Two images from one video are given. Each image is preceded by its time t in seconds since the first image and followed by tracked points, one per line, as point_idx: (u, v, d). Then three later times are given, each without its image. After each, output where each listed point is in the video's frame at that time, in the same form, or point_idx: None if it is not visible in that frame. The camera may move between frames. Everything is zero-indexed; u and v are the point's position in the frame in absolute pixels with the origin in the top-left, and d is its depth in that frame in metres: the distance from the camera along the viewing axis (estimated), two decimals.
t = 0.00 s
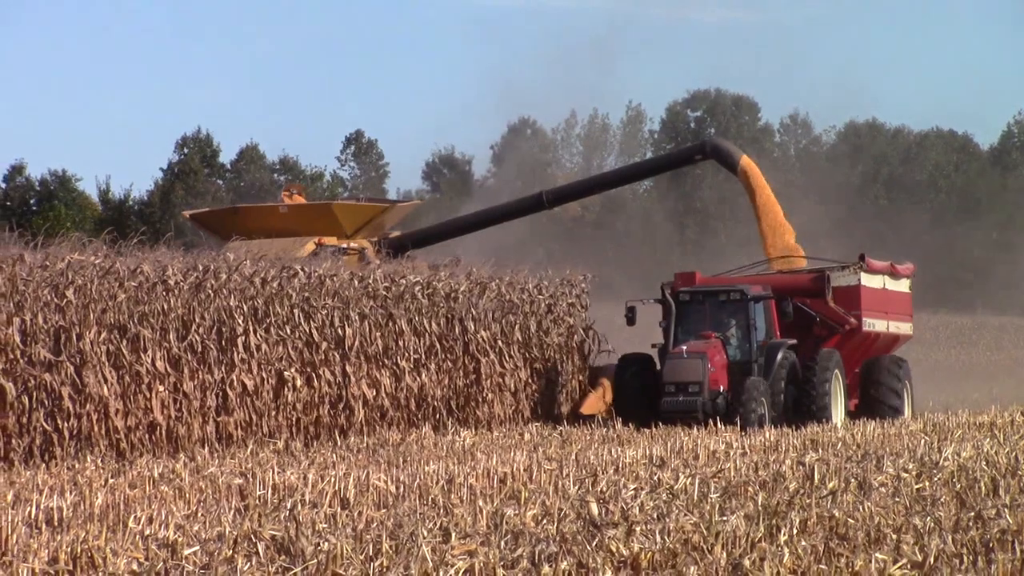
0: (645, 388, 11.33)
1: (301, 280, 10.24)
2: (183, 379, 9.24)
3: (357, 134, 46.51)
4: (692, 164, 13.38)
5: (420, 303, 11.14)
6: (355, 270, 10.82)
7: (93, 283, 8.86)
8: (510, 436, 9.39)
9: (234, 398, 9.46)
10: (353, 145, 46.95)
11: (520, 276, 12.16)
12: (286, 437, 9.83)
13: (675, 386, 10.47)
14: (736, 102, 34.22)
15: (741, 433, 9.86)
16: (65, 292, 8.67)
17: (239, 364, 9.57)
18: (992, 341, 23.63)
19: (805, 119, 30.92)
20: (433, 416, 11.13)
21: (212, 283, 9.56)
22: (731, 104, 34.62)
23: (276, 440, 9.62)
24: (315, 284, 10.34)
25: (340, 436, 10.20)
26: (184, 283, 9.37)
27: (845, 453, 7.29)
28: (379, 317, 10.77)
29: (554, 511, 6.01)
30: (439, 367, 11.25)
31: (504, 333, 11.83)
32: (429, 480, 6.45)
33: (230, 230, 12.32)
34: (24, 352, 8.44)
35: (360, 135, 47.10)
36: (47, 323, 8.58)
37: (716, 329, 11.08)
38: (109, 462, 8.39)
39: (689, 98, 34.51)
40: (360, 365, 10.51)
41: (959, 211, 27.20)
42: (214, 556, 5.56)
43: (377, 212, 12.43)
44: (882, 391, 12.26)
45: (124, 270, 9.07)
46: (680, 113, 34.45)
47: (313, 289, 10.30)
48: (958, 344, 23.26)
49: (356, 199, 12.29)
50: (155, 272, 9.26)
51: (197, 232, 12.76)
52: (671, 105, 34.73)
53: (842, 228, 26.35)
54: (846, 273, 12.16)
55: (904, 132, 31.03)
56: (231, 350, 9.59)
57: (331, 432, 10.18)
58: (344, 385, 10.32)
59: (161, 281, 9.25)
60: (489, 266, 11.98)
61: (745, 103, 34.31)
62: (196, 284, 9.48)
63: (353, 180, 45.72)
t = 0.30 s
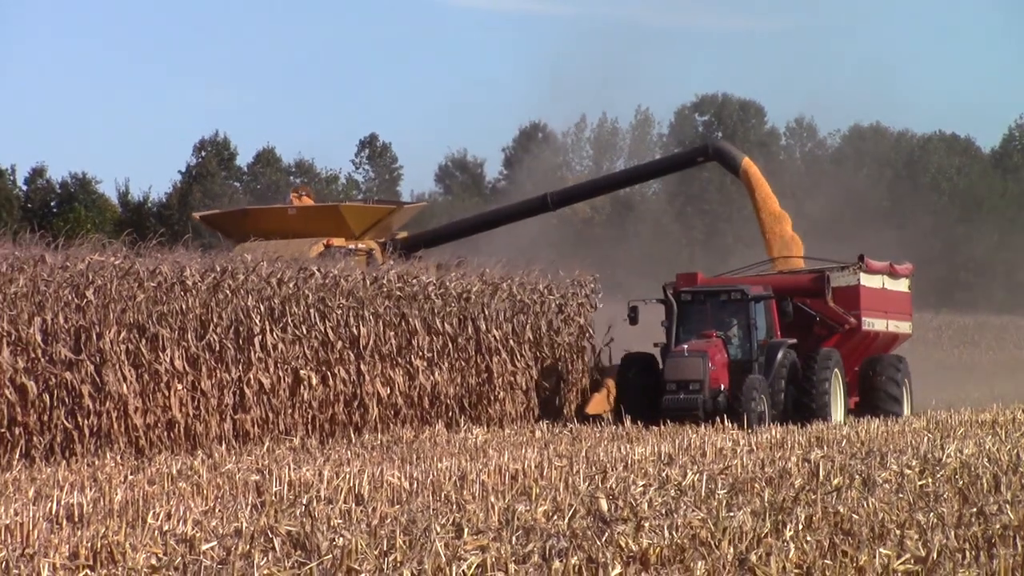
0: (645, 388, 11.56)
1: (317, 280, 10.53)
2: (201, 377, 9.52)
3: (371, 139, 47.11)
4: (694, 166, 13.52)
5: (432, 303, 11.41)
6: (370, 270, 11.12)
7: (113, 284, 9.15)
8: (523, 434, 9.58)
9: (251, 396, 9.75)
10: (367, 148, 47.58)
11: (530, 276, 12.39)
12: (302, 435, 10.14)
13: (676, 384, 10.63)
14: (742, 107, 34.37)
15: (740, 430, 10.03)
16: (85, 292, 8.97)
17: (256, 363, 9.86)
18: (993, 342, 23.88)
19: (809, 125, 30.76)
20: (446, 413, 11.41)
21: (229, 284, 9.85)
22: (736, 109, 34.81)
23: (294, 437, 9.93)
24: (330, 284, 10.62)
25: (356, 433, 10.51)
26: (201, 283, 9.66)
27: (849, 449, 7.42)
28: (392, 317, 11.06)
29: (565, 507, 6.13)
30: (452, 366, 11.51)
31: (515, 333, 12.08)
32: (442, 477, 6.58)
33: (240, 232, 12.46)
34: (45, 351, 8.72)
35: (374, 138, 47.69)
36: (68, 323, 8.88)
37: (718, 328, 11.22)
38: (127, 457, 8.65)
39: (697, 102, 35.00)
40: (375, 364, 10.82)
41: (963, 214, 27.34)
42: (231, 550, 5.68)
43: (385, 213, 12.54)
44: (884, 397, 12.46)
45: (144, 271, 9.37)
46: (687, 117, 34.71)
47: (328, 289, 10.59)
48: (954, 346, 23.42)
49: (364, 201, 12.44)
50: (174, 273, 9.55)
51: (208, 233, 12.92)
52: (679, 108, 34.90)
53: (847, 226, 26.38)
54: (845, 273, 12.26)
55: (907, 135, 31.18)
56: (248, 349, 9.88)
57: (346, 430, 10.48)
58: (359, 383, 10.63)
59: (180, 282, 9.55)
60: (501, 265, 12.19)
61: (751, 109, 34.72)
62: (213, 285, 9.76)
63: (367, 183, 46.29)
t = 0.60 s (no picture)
0: (646, 388, 11.69)
1: (333, 282, 10.99)
2: (217, 376, 9.86)
3: (383, 143, 47.54)
4: (695, 169, 13.70)
5: (443, 304, 11.89)
6: (384, 271, 11.61)
7: (132, 284, 9.48)
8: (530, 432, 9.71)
9: (266, 394, 10.13)
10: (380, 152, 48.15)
11: (538, 279, 13.00)
12: (317, 433, 10.52)
13: (676, 385, 10.75)
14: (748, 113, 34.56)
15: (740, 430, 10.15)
16: (103, 292, 9.28)
17: (271, 362, 10.24)
18: (991, 345, 24.11)
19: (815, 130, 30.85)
20: (456, 412, 11.83)
21: (246, 286, 10.24)
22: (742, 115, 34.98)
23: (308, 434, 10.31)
24: (345, 285, 11.07)
25: (369, 431, 10.94)
26: (218, 284, 10.03)
27: (851, 448, 7.56)
28: (405, 317, 11.54)
29: (574, 505, 6.26)
30: (463, 365, 11.99)
31: (525, 333, 12.65)
32: (452, 475, 6.72)
33: (248, 234, 12.61)
34: (64, 350, 9.01)
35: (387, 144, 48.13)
36: (86, 323, 9.17)
37: (718, 329, 11.35)
38: (145, 454, 8.97)
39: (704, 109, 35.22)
40: (388, 364, 11.27)
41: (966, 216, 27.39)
42: (247, 546, 5.79)
43: (391, 216, 12.67)
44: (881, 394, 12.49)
45: (161, 272, 9.70)
46: (695, 122, 34.89)
47: (342, 290, 11.02)
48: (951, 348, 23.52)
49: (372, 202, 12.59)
50: (190, 274, 9.90)
51: (219, 235, 13.06)
52: (687, 114, 34.97)
53: (849, 227, 26.41)
54: (844, 276, 12.42)
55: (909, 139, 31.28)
56: (263, 348, 10.26)
57: (360, 428, 10.90)
58: (371, 382, 11.05)
59: (196, 282, 9.90)
60: (511, 268, 12.82)
61: (757, 113, 34.88)
62: (230, 285, 10.14)
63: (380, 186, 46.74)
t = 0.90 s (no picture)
0: (648, 389, 11.83)
1: (347, 284, 11.22)
2: (233, 375, 10.05)
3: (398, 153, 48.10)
4: (699, 172, 13.85)
5: (455, 305, 12.12)
6: (397, 273, 11.82)
7: (150, 287, 9.68)
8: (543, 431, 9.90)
9: (281, 394, 10.32)
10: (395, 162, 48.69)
11: (549, 281, 13.24)
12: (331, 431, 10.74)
13: (679, 385, 10.88)
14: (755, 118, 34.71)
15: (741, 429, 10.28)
16: (122, 295, 9.47)
17: (286, 362, 10.45)
18: (992, 345, 24.32)
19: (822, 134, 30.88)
20: (468, 411, 12.08)
21: (262, 287, 10.45)
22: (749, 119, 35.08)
23: (322, 433, 10.50)
24: (359, 288, 11.31)
25: (382, 430, 11.13)
26: (234, 286, 10.23)
27: (856, 447, 7.69)
28: (418, 318, 11.76)
29: (583, 502, 6.39)
30: (475, 365, 12.22)
31: (536, 334, 12.90)
32: (465, 472, 6.86)
33: (258, 237, 12.77)
34: (83, 350, 9.20)
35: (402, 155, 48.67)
36: (106, 324, 9.37)
37: (719, 331, 11.50)
38: (163, 452, 9.16)
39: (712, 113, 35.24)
40: (401, 364, 11.49)
41: (970, 218, 27.37)
42: (263, 543, 5.93)
43: (398, 218, 12.82)
44: (880, 396, 12.65)
45: (179, 274, 9.92)
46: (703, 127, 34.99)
47: (357, 292, 11.27)
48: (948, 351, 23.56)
49: (379, 205, 12.74)
50: (207, 277, 10.11)
51: (231, 237, 13.20)
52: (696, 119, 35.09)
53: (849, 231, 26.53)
54: (845, 278, 12.50)
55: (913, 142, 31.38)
56: (279, 349, 10.47)
57: (373, 427, 11.11)
58: (385, 382, 11.27)
59: (214, 285, 10.11)
60: (521, 271, 13.01)
61: (763, 119, 34.97)
62: (246, 287, 10.35)
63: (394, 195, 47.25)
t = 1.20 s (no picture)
0: (649, 388, 11.96)
1: (358, 285, 11.49)
2: (248, 375, 10.31)
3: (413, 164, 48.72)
4: (700, 174, 13.98)
5: (465, 306, 12.40)
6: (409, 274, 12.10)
7: (167, 287, 9.94)
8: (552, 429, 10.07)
9: (295, 393, 10.59)
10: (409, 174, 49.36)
11: (556, 282, 13.53)
12: (344, 429, 11.01)
13: (679, 384, 10.99)
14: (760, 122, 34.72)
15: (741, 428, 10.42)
16: (139, 295, 9.73)
17: (300, 361, 10.72)
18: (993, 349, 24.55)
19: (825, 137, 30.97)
20: (478, 409, 12.37)
21: (277, 287, 10.72)
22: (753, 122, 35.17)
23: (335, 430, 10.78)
24: (371, 288, 11.59)
25: (395, 428, 11.42)
26: (250, 286, 10.50)
27: (859, 445, 7.83)
28: (429, 318, 12.05)
29: (592, 499, 6.51)
30: (485, 364, 12.50)
31: (544, 334, 13.20)
32: (475, 470, 7.01)
33: (266, 238, 12.92)
34: (101, 350, 9.48)
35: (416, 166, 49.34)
36: (124, 324, 9.63)
37: (719, 330, 11.62)
38: (178, 450, 9.42)
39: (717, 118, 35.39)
40: (413, 363, 11.78)
41: (971, 220, 27.43)
42: (277, 539, 6.04)
43: (405, 219, 12.96)
44: (879, 395, 12.81)
45: (194, 276, 10.17)
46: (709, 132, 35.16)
47: (370, 292, 11.55)
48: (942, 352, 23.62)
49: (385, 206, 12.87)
50: (223, 277, 10.38)
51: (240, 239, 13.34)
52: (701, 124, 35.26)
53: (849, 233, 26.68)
54: (843, 278, 12.62)
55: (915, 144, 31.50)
56: (293, 348, 10.75)
57: (385, 424, 11.37)
58: (397, 381, 11.56)
59: (229, 286, 10.36)
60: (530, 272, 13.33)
61: (768, 123, 35.08)
62: (261, 288, 10.62)
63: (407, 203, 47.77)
